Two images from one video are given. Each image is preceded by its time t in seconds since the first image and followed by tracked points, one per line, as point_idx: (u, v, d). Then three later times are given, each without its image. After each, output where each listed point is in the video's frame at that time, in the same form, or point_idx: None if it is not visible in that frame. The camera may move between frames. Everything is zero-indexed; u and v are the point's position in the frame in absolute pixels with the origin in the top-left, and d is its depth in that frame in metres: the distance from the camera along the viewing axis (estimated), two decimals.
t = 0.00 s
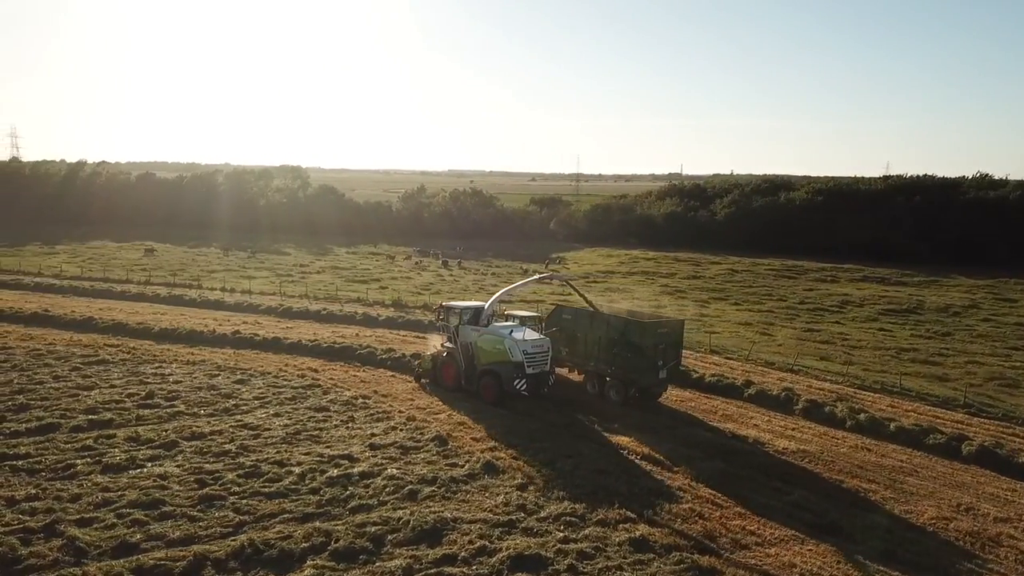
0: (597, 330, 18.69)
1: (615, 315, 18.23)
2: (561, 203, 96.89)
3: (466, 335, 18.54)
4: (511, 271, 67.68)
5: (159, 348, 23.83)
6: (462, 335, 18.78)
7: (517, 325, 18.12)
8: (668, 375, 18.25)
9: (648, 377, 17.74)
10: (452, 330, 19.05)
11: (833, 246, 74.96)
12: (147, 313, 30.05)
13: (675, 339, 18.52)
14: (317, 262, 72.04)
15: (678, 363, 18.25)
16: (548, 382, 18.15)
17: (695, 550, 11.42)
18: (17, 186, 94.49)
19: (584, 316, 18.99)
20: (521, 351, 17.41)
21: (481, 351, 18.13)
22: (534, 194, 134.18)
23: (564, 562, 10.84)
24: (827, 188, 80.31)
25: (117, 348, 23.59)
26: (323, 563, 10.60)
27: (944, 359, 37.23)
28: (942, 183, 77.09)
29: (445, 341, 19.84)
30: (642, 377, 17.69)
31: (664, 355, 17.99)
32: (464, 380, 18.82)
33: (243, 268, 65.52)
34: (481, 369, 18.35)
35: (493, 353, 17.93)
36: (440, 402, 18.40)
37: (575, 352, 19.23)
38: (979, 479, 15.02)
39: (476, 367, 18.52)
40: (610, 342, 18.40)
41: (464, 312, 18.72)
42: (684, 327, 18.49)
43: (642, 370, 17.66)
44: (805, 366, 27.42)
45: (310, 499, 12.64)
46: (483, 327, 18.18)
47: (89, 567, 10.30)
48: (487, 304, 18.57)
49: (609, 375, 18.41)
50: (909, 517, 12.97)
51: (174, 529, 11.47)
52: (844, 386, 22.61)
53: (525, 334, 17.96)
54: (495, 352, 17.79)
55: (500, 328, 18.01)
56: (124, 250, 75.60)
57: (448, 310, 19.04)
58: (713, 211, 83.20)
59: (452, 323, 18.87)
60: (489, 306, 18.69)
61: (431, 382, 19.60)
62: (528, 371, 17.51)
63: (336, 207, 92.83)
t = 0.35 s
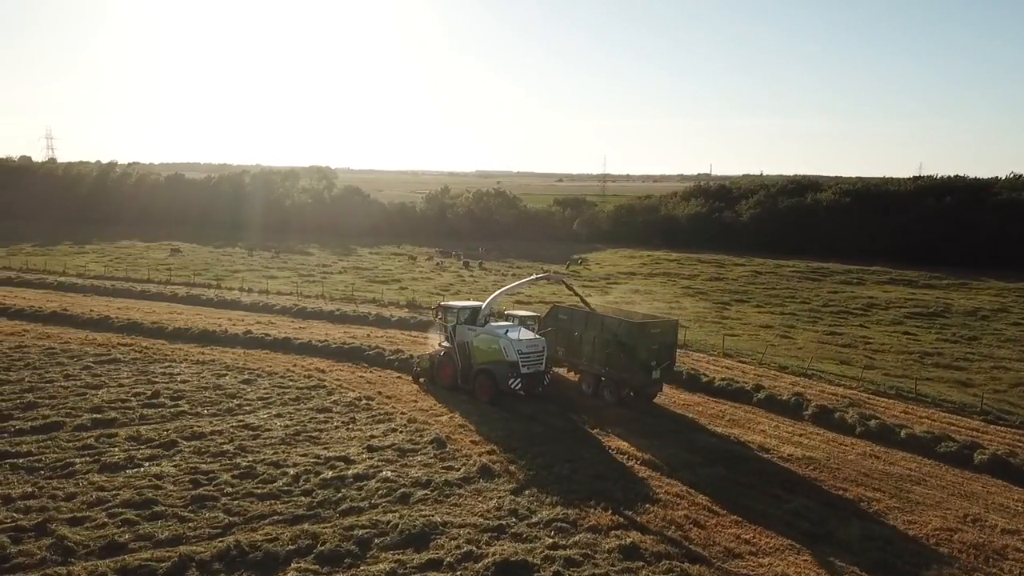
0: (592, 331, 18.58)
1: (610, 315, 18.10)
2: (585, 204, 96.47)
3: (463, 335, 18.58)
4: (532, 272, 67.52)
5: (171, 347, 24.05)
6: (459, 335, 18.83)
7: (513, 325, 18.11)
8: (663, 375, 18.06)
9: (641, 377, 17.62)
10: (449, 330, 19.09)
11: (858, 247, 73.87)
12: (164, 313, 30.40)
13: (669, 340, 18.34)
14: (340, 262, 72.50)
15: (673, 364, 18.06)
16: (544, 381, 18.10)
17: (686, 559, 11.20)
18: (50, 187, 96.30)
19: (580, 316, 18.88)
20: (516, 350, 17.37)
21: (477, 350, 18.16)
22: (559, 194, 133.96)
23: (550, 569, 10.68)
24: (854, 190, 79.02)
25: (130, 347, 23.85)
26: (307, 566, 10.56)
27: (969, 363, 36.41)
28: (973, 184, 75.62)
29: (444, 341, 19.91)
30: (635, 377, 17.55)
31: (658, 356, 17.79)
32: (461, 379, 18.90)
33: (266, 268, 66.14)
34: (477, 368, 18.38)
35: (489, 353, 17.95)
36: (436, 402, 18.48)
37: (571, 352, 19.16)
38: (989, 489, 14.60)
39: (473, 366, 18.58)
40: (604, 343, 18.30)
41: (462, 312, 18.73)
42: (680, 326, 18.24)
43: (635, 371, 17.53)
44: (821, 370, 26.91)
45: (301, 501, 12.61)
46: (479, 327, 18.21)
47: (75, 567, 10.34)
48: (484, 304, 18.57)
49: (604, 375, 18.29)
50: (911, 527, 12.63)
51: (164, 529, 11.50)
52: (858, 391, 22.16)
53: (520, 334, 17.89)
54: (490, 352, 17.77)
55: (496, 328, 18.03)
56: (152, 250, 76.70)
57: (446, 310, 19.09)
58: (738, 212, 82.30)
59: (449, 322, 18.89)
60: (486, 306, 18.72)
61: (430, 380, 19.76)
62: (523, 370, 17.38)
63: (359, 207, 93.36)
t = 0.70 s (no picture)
0: (588, 330, 18.45)
1: (604, 315, 17.95)
2: (607, 205, 95.98)
3: (459, 334, 18.63)
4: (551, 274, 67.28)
5: (181, 347, 24.23)
6: (456, 334, 18.89)
7: (509, 325, 18.15)
8: (657, 375, 17.86)
9: (635, 377, 17.50)
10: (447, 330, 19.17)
11: (883, 248, 72.84)
12: (178, 313, 30.67)
13: (665, 339, 18.16)
14: (360, 262, 72.80)
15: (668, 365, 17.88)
16: (539, 381, 18.08)
17: (673, 568, 10.96)
18: (79, 188, 97.88)
19: (576, 317, 18.76)
20: (510, 350, 17.41)
21: (473, 350, 18.21)
22: (582, 195, 133.70)
23: None
24: (880, 190, 77.77)
25: (141, 347, 24.05)
26: (289, 570, 10.49)
27: (993, 369, 35.56)
28: (1004, 184, 74.18)
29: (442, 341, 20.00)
30: (629, 377, 17.41)
31: (652, 356, 17.63)
32: (457, 379, 18.97)
33: (288, 269, 66.67)
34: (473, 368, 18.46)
35: (484, 352, 18.01)
36: (432, 401, 18.54)
37: (567, 351, 19.07)
38: (998, 500, 14.18)
39: (468, 366, 18.64)
40: (600, 343, 18.17)
41: (459, 311, 18.78)
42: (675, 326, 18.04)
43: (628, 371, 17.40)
44: (835, 374, 26.41)
45: (290, 504, 12.57)
46: (476, 326, 18.25)
47: (58, 567, 10.37)
48: (481, 305, 18.56)
49: (598, 375, 18.18)
50: (912, 539, 12.26)
51: (151, 531, 11.51)
52: (870, 396, 21.69)
53: (516, 334, 17.93)
54: (486, 352, 17.82)
55: (492, 328, 18.09)
56: (176, 250, 77.64)
57: (445, 310, 19.13)
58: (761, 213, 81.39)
59: (447, 321, 18.93)
60: (483, 306, 18.71)
61: (426, 380, 19.86)
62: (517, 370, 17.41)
63: (382, 207, 93.82)
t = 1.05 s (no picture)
0: (581, 331, 18.31)
1: (596, 316, 17.79)
2: (631, 205, 95.35)
3: (455, 334, 18.69)
4: (572, 276, 67.00)
5: (190, 347, 24.33)
6: (452, 334, 18.97)
7: (504, 324, 18.21)
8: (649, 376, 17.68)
9: (627, 377, 17.39)
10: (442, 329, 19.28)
11: (910, 250, 71.59)
12: (192, 312, 30.86)
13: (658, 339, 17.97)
14: (382, 263, 72.98)
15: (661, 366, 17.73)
16: (533, 380, 18.08)
17: None
18: (109, 188, 99.34)
19: (569, 317, 18.64)
20: (504, 350, 17.44)
21: (468, 350, 18.26)
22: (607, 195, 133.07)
23: None
24: (909, 191, 76.29)
25: (151, 347, 24.21)
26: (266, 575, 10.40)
27: (1018, 374, 34.64)
28: None
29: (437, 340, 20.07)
30: (621, 379, 17.30)
31: (644, 357, 17.45)
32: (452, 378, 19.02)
33: (309, 269, 67.04)
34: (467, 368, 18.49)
35: (479, 352, 18.07)
36: (427, 401, 18.58)
37: (561, 351, 18.97)
38: (1006, 512, 13.71)
39: (463, 365, 18.70)
40: (592, 343, 18.01)
41: (456, 311, 18.92)
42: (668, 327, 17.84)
43: (620, 372, 17.29)
44: (851, 378, 25.83)
45: (276, 507, 12.50)
46: (471, 326, 18.33)
47: (36, 568, 10.36)
48: (478, 305, 18.75)
49: (592, 376, 18.08)
50: (909, 552, 11.86)
51: (135, 532, 11.51)
52: (884, 402, 21.16)
53: (510, 334, 17.99)
54: (480, 351, 17.88)
55: (487, 327, 18.14)
56: (201, 250, 78.42)
57: (442, 309, 19.31)
58: (787, 214, 80.28)
59: (444, 321, 19.11)
60: (479, 307, 18.88)
61: (421, 380, 19.93)
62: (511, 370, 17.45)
63: (404, 208, 94.07)
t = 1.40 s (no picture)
0: (576, 332, 18.20)
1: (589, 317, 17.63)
2: (656, 206, 94.55)
3: (451, 334, 18.67)
4: (593, 278, 66.64)
5: (198, 347, 24.43)
6: (448, 334, 18.97)
7: (500, 324, 18.12)
8: (642, 377, 17.49)
9: (619, 378, 17.26)
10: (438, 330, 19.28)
11: (939, 253, 70.15)
12: (206, 313, 31.04)
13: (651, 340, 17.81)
14: (403, 263, 73.11)
15: (655, 367, 17.57)
16: (527, 380, 17.98)
17: None
18: (139, 189, 100.71)
19: (565, 318, 18.51)
20: (499, 350, 17.35)
21: (464, 350, 18.20)
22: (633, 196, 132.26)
23: None
24: (940, 192, 74.65)
25: (161, 347, 24.35)
26: None
27: None
28: None
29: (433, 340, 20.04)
30: (614, 379, 17.13)
31: (637, 358, 17.26)
32: (449, 378, 18.94)
33: (331, 269, 67.36)
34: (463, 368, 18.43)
35: (474, 352, 17.97)
36: (423, 402, 18.50)
37: (556, 351, 18.90)
38: (1014, 527, 13.19)
39: (459, 365, 18.63)
40: (587, 344, 17.86)
41: (453, 312, 19.00)
42: (662, 328, 17.64)
43: (613, 373, 17.12)
44: (868, 384, 25.21)
45: (261, 511, 12.40)
46: (467, 326, 18.36)
47: (15, 570, 10.36)
48: (475, 305, 18.95)
49: (586, 377, 17.92)
50: (906, 568, 11.44)
51: (117, 534, 11.47)
52: (898, 409, 20.59)
53: (505, 334, 17.87)
54: (475, 351, 17.78)
55: (483, 327, 18.08)
56: (226, 250, 79.18)
57: (438, 310, 19.51)
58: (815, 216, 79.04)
59: (440, 320, 19.24)
60: (475, 307, 19.07)
61: (419, 380, 19.91)
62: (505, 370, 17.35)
63: (428, 208, 94.21)
